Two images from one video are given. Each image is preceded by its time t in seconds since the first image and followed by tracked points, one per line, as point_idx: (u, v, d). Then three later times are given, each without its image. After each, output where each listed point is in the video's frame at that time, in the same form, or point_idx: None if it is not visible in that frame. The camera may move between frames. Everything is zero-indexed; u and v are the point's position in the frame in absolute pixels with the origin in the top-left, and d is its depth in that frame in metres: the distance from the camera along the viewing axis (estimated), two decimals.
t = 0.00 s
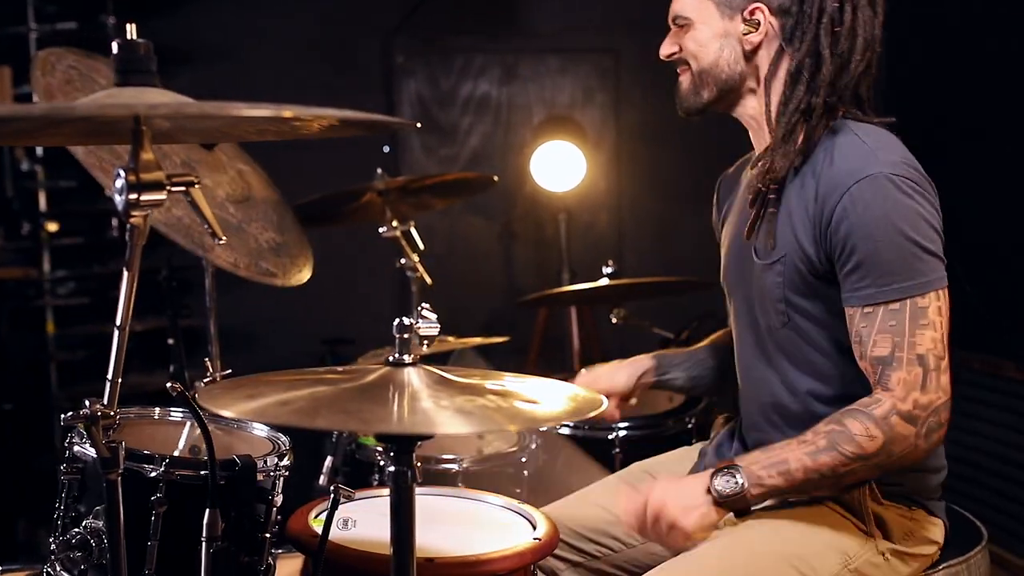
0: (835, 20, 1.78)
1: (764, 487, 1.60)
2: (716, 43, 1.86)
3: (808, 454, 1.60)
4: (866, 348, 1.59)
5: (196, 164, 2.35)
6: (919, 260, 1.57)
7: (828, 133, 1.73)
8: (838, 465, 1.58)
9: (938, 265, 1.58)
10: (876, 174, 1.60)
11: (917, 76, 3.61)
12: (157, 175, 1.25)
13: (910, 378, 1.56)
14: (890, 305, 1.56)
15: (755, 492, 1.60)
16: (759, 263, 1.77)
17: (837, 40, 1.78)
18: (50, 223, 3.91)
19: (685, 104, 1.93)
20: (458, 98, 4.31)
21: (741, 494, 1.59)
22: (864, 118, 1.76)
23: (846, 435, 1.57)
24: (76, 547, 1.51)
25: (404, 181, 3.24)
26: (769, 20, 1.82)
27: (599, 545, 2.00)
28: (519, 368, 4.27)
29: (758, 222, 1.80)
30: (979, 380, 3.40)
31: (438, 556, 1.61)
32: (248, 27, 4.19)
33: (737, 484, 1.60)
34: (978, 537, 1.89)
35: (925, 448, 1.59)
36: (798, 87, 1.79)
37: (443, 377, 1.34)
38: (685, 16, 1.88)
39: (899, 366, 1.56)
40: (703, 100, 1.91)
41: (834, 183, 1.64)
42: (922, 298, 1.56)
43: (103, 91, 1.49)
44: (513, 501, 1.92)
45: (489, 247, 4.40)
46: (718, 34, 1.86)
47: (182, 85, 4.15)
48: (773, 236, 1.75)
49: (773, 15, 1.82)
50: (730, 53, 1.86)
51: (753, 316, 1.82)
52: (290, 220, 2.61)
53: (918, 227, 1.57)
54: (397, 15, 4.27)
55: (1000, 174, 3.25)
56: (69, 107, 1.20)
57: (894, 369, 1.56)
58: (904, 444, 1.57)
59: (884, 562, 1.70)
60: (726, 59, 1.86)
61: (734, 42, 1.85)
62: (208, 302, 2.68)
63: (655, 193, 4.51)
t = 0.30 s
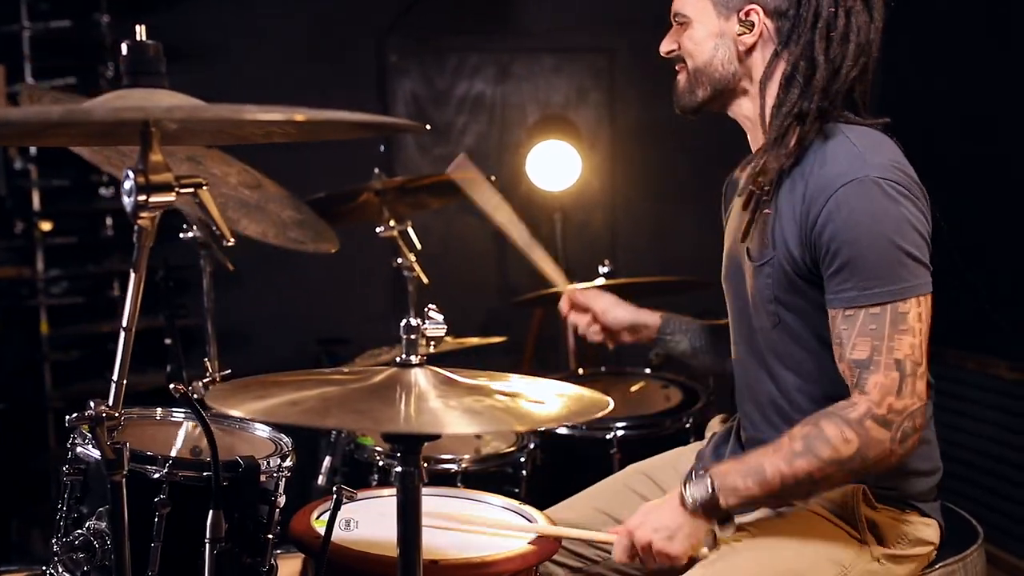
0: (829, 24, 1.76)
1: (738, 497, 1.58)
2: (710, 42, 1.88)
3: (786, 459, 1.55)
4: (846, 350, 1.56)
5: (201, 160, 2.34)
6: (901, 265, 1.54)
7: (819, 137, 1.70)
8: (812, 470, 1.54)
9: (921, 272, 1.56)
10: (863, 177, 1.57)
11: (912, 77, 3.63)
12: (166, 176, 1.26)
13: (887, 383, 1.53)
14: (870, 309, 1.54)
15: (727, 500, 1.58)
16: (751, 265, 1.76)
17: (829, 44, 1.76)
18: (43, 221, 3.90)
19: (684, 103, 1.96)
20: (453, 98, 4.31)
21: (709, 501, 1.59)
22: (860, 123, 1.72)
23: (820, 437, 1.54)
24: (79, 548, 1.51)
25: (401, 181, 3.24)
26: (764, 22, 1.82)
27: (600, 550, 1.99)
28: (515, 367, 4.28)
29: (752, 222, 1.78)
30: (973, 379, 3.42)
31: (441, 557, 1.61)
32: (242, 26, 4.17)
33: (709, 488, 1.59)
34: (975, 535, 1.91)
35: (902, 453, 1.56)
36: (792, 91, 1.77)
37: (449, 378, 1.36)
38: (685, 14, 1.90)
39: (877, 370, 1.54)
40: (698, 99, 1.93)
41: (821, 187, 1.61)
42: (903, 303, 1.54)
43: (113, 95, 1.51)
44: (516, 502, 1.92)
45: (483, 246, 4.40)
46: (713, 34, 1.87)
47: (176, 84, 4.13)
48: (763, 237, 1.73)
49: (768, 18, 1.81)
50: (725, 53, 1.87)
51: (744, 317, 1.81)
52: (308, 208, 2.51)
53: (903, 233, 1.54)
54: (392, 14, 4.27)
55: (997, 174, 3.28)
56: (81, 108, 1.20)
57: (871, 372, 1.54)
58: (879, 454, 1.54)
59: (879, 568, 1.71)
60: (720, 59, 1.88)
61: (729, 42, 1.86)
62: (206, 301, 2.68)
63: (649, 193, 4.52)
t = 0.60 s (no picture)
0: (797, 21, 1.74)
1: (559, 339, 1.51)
2: (691, 53, 1.85)
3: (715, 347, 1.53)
4: (786, 302, 1.51)
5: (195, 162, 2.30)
6: (849, 232, 1.50)
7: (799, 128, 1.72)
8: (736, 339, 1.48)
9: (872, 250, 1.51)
10: (823, 149, 1.58)
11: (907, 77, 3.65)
12: (172, 176, 1.27)
13: (826, 340, 1.47)
14: (812, 268, 1.50)
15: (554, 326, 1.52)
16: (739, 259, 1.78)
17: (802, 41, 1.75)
18: (38, 220, 3.85)
19: (682, 115, 1.95)
20: (448, 97, 4.31)
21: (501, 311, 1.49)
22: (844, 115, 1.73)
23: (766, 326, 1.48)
24: (81, 549, 1.51)
25: (398, 180, 3.24)
26: (738, 26, 1.79)
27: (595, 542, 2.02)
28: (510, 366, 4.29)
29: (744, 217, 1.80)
30: (969, 378, 3.43)
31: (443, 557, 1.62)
32: (237, 24, 4.15)
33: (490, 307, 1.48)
34: (971, 531, 1.93)
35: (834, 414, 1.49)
36: (766, 92, 1.77)
37: (454, 379, 1.37)
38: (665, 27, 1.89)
39: (819, 324, 1.47)
40: (690, 110, 1.92)
41: (786, 163, 1.63)
42: (848, 271, 1.49)
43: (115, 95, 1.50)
44: (516, 502, 1.93)
45: (478, 245, 4.40)
46: (692, 44, 1.85)
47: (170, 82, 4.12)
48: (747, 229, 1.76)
49: (740, 22, 1.79)
50: (705, 62, 1.85)
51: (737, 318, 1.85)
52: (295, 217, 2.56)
53: (853, 203, 1.52)
54: (387, 13, 4.27)
55: (991, 176, 3.31)
56: (91, 108, 1.21)
57: (810, 327, 1.47)
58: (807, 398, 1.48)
59: (873, 562, 1.72)
60: (701, 68, 1.86)
61: (706, 51, 1.84)
62: (205, 302, 2.66)
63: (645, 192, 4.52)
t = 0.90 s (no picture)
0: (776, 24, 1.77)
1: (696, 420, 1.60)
2: (674, 60, 1.88)
3: (772, 393, 1.55)
4: (826, 314, 1.55)
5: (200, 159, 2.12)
6: (869, 223, 1.54)
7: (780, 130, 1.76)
8: (796, 406, 1.52)
9: (896, 232, 1.55)
10: (817, 150, 1.61)
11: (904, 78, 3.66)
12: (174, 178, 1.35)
13: (875, 334, 1.50)
14: (844, 271, 1.53)
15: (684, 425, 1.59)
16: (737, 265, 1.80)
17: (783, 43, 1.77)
18: (31, 219, 3.85)
19: (662, 120, 1.97)
20: (443, 96, 4.31)
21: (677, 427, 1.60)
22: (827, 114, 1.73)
23: (811, 377, 1.52)
24: (81, 550, 1.50)
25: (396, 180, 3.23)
26: (717, 32, 1.82)
27: (601, 548, 2.02)
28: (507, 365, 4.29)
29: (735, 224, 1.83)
30: (965, 378, 3.45)
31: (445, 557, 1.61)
32: (232, 22, 4.14)
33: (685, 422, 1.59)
34: (972, 530, 1.94)
35: (902, 408, 1.49)
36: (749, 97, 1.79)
37: (457, 381, 1.37)
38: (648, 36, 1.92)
39: (863, 323, 1.50)
40: (672, 116, 1.94)
41: (783, 170, 1.65)
42: (879, 259, 1.52)
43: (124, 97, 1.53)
44: (517, 501, 1.92)
45: (473, 244, 4.40)
46: (675, 51, 1.88)
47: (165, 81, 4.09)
48: (742, 235, 1.78)
49: (719, 29, 1.82)
50: (687, 69, 1.87)
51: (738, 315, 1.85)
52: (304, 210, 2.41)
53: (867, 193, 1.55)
54: (383, 12, 4.26)
55: (992, 176, 3.32)
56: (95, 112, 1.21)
57: (858, 326, 1.51)
58: (873, 403, 1.50)
59: (876, 559, 1.76)
60: (684, 74, 1.88)
61: (688, 58, 1.87)
62: (202, 301, 2.65)
63: (640, 192, 4.52)
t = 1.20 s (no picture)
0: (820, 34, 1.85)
1: (766, 480, 1.64)
2: (703, 54, 1.91)
3: (812, 446, 1.63)
4: (870, 341, 1.63)
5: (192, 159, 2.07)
6: (923, 255, 1.62)
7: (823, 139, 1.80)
8: (842, 456, 1.62)
9: (941, 265, 1.64)
10: (884, 171, 1.66)
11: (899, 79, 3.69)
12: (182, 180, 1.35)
13: (911, 372, 1.61)
14: (893, 299, 1.61)
15: (757, 485, 1.64)
16: (756, 265, 1.84)
17: (823, 53, 1.85)
18: (26, 219, 3.83)
19: (673, 112, 1.97)
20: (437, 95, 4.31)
21: (745, 488, 1.64)
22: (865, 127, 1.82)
23: (849, 428, 1.61)
24: (86, 552, 1.50)
25: (394, 180, 3.25)
26: (756, 34, 1.88)
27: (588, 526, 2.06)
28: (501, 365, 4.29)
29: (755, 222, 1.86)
30: (960, 377, 3.46)
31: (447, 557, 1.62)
32: (227, 21, 4.12)
33: (737, 475, 1.64)
34: (966, 526, 1.96)
35: (924, 440, 1.64)
36: (791, 98, 1.85)
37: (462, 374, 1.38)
38: (672, 28, 1.93)
39: (900, 360, 1.61)
40: (690, 109, 1.95)
41: (842, 185, 1.69)
42: (925, 293, 1.61)
43: (127, 104, 1.58)
44: (518, 501, 1.94)
45: (467, 244, 4.40)
46: (704, 46, 1.91)
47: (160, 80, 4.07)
48: (774, 235, 1.81)
49: (758, 29, 1.88)
50: (717, 65, 1.91)
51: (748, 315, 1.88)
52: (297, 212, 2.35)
53: (926, 224, 1.63)
54: (377, 11, 4.25)
55: (994, 175, 3.33)
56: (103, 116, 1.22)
57: (896, 363, 1.61)
58: (905, 441, 1.62)
59: (874, 559, 1.74)
60: (712, 71, 1.91)
61: (720, 55, 1.90)
62: (200, 301, 2.65)
63: (632, 191, 4.54)
